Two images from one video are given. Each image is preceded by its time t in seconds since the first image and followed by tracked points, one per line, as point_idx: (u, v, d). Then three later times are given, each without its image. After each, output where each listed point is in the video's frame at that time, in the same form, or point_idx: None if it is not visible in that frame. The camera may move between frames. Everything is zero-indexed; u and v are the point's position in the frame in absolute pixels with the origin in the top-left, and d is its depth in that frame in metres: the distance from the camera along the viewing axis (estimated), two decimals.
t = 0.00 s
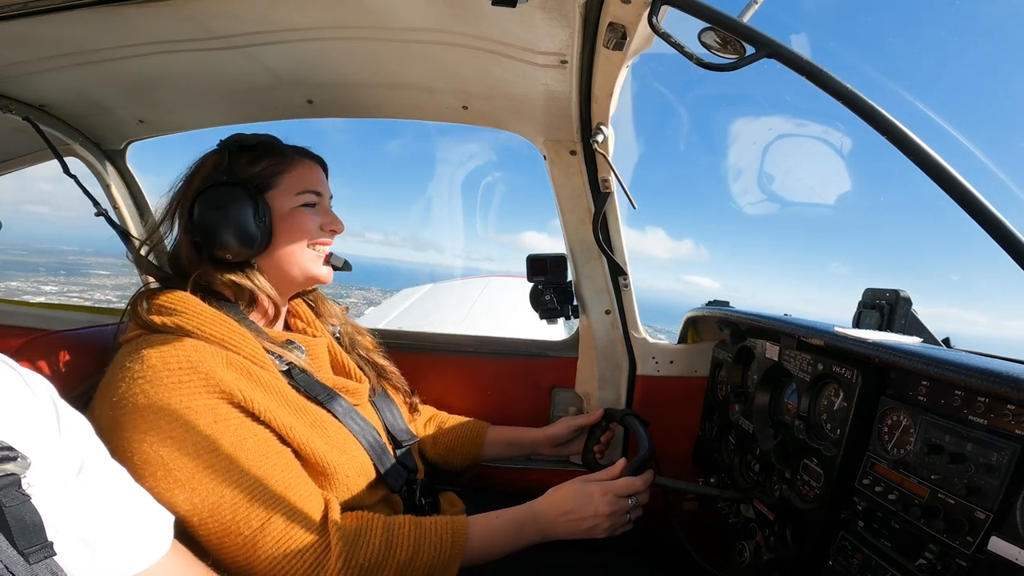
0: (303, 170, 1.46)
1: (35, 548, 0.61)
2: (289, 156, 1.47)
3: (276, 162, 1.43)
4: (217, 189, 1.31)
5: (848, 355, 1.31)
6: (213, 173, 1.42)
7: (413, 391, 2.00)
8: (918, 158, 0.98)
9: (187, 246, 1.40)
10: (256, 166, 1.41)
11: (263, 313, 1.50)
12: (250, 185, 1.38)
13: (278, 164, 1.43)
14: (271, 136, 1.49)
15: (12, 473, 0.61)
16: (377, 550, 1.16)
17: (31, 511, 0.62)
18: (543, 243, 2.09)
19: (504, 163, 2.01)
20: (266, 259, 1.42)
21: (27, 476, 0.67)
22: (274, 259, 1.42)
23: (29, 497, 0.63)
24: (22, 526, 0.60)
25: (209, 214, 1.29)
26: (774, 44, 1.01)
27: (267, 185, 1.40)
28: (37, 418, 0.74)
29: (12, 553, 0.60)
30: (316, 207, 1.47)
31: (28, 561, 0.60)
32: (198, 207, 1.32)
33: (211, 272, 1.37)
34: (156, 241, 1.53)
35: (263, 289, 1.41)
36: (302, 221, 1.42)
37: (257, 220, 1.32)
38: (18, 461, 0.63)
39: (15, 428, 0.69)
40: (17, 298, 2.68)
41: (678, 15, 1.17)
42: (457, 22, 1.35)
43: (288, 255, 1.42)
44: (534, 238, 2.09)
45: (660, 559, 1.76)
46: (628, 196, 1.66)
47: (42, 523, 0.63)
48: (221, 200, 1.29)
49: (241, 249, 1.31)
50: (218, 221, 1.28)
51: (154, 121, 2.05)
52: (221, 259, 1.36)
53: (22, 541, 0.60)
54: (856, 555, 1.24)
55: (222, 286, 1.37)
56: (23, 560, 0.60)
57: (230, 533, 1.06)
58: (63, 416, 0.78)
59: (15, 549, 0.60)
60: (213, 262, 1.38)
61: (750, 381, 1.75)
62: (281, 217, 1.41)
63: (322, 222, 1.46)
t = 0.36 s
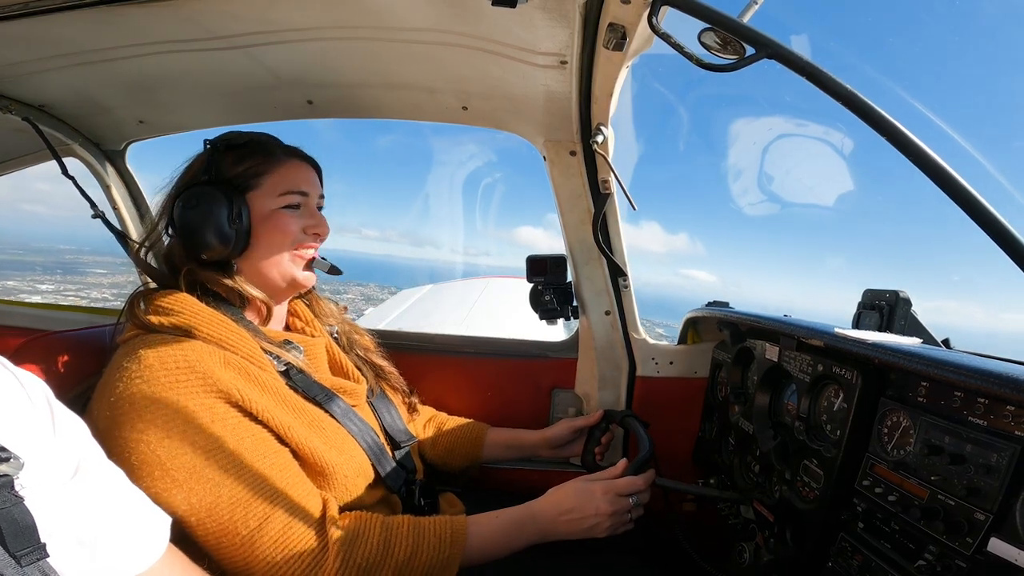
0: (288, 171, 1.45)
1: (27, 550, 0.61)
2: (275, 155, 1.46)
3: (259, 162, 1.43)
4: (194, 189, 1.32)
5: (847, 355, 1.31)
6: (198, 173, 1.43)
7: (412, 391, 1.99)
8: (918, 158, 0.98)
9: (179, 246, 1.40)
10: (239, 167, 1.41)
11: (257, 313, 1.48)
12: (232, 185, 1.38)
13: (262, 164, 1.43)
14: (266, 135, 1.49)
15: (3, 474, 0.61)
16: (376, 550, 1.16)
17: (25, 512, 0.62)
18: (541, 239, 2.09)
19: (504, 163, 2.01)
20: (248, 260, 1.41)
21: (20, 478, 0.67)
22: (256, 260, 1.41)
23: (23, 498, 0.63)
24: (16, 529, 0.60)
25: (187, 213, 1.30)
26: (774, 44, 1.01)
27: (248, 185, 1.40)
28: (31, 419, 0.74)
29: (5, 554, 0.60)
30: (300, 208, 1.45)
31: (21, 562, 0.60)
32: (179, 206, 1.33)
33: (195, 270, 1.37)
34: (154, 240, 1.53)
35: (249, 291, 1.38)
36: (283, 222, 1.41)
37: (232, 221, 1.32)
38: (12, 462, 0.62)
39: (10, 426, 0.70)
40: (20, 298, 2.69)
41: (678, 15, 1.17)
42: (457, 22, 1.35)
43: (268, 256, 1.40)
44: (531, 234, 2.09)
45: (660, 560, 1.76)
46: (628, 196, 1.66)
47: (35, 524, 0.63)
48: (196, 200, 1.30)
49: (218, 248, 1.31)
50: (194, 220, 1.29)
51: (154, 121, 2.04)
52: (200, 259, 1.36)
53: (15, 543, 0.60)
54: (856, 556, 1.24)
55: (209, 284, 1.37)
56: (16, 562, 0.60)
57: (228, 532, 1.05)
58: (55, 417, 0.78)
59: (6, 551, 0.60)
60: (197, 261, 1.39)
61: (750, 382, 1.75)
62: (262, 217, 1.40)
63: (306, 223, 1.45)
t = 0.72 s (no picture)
0: (284, 169, 1.45)
1: (29, 550, 0.61)
2: (270, 154, 1.46)
3: (254, 162, 1.42)
4: (191, 192, 1.31)
5: (847, 355, 1.31)
6: (191, 174, 1.43)
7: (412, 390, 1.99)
8: (918, 158, 0.98)
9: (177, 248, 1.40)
10: (234, 167, 1.40)
11: (256, 313, 1.49)
12: (228, 186, 1.38)
13: (256, 164, 1.42)
14: (256, 135, 1.49)
15: (8, 474, 0.61)
16: (376, 550, 1.16)
17: (28, 511, 0.62)
18: (533, 229, 2.09)
19: (505, 164, 2.01)
20: (246, 261, 1.41)
21: (22, 477, 0.67)
22: (255, 262, 1.41)
23: (25, 498, 0.63)
24: (18, 527, 0.60)
25: (184, 216, 1.29)
26: (774, 44, 1.01)
27: (244, 185, 1.40)
28: (32, 420, 0.74)
29: (7, 554, 0.60)
30: (297, 206, 1.46)
31: (23, 562, 0.60)
32: (175, 209, 1.32)
33: (192, 272, 1.37)
34: (151, 239, 1.52)
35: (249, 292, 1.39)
36: (281, 222, 1.41)
37: (231, 222, 1.32)
38: (15, 461, 0.63)
39: (10, 427, 0.70)
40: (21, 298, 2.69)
41: (678, 15, 1.17)
42: (456, 23, 1.35)
43: (268, 256, 1.41)
44: (524, 224, 2.09)
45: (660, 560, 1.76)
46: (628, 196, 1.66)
47: (38, 524, 0.63)
48: (194, 203, 1.29)
49: (217, 251, 1.31)
50: (192, 223, 1.28)
51: (154, 121, 2.04)
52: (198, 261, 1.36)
53: (17, 542, 0.60)
54: (856, 556, 1.24)
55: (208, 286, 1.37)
56: (18, 561, 0.60)
57: (226, 535, 1.05)
58: (56, 419, 0.78)
59: (8, 551, 0.60)
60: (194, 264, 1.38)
61: (750, 382, 1.75)
62: (259, 217, 1.40)
63: (303, 222, 1.45)
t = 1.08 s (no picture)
0: (293, 171, 1.45)
1: (39, 545, 0.62)
2: (279, 155, 1.46)
3: (267, 162, 1.42)
4: (205, 189, 1.31)
5: (847, 356, 1.31)
6: (203, 172, 1.42)
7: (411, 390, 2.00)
8: (918, 158, 0.98)
9: (183, 245, 1.40)
10: (246, 167, 1.40)
11: (260, 310, 1.49)
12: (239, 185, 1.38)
13: (268, 164, 1.42)
14: (268, 136, 1.49)
15: (18, 470, 0.62)
16: (377, 547, 1.16)
17: (38, 507, 0.63)
18: (524, 227, 2.11)
19: (505, 164, 2.01)
20: (255, 259, 1.41)
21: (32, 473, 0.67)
22: (264, 260, 1.41)
23: (35, 494, 0.64)
24: (28, 523, 0.61)
25: (197, 212, 1.29)
26: (774, 44, 1.01)
27: (255, 185, 1.39)
28: (39, 413, 0.74)
29: (18, 549, 0.60)
30: (305, 208, 1.46)
31: (33, 557, 0.61)
32: (187, 205, 1.32)
33: (200, 269, 1.36)
34: (154, 239, 1.52)
35: (254, 287, 1.39)
36: (291, 222, 1.42)
37: (245, 221, 1.32)
38: (26, 458, 0.63)
39: (16, 421, 0.70)
40: (21, 298, 2.69)
41: (678, 16, 1.17)
42: (457, 23, 1.35)
43: (277, 256, 1.41)
44: (517, 221, 2.10)
45: (660, 560, 1.76)
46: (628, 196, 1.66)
47: (47, 520, 0.63)
48: (208, 200, 1.29)
49: (227, 247, 1.31)
50: (205, 219, 1.28)
51: (154, 121, 2.05)
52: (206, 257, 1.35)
53: (28, 537, 0.61)
54: (856, 557, 1.24)
55: (214, 283, 1.36)
56: (28, 557, 0.61)
57: (230, 529, 1.06)
58: (63, 411, 0.78)
59: (19, 546, 0.60)
60: (201, 260, 1.38)
61: (750, 382, 1.75)
62: (271, 217, 1.40)
63: (311, 223, 1.46)
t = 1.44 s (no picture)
0: (291, 170, 1.45)
1: (39, 549, 0.62)
2: (279, 156, 1.46)
3: (265, 163, 1.42)
4: (202, 190, 1.31)
5: (847, 355, 1.31)
6: (202, 173, 1.42)
7: (412, 390, 2.00)
8: (917, 157, 0.98)
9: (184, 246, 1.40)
10: (244, 168, 1.40)
11: (261, 313, 1.49)
12: (237, 187, 1.38)
13: (266, 165, 1.42)
14: (266, 136, 1.49)
15: (16, 474, 0.62)
16: (377, 549, 1.16)
17: (37, 511, 0.63)
18: (520, 227, 2.10)
19: (505, 163, 2.00)
20: (254, 261, 1.41)
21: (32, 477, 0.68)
22: (263, 261, 1.41)
23: (34, 497, 0.64)
24: (28, 527, 0.61)
25: (195, 214, 1.30)
26: (774, 44, 1.01)
27: (253, 186, 1.39)
28: (39, 419, 0.74)
29: (18, 553, 0.60)
30: (304, 209, 1.46)
31: (32, 561, 0.61)
32: (186, 207, 1.32)
33: (199, 271, 1.36)
34: (155, 240, 1.51)
35: (254, 289, 1.39)
36: (289, 223, 1.42)
37: (241, 222, 1.32)
38: (24, 463, 0.64)
39: (16, 427, 0.70)
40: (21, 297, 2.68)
41: (678, 16, 1.17)
42: (457, 23, 1.35)
43: (276, 257, 1.41)
44: (514, 221, 2.09)
45: (660, 560, 1.76)
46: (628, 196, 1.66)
47: (46, 523, 0.64)
48: (205, 202, 1.30)
49: (225, 249, 1.31)
50: (203, 221, 1.29)
51: (154, 121, 2.05)
52: (205, 259, 1.35)
53: (27, 542, 0.61)
54: (856, 556, 1.24)
55: (213, 285, 1.36)
56: (27, 561, 0.61)
57: (229, 533, 1.06)
58: (62, 418, 0.78)
59: (18, 550, 0.61)
60: (201, 261, 1.38)
61: (750, 382, 1.75)
62: (269, 218, 1.40)
63: (310, 224, 1.46)
